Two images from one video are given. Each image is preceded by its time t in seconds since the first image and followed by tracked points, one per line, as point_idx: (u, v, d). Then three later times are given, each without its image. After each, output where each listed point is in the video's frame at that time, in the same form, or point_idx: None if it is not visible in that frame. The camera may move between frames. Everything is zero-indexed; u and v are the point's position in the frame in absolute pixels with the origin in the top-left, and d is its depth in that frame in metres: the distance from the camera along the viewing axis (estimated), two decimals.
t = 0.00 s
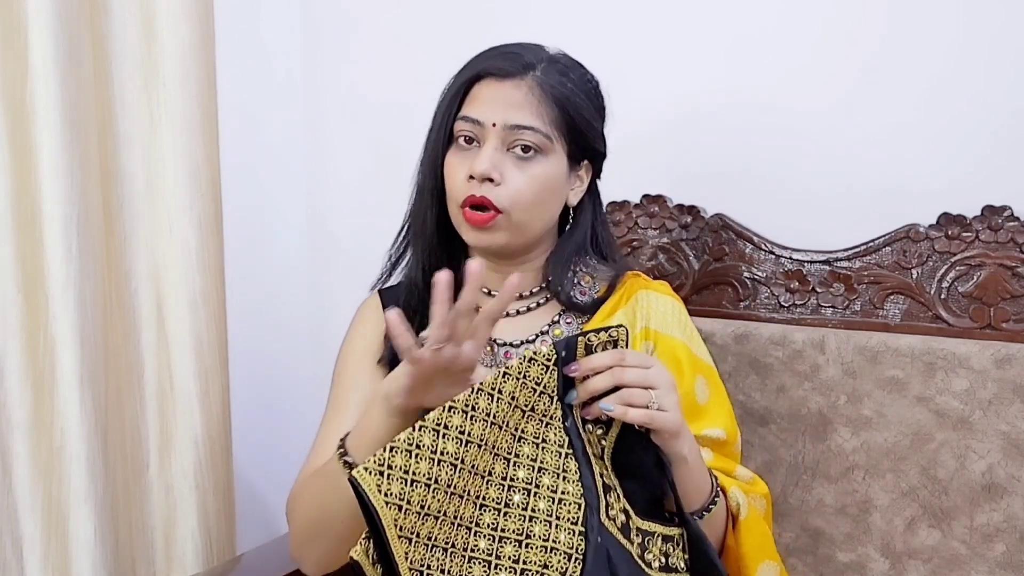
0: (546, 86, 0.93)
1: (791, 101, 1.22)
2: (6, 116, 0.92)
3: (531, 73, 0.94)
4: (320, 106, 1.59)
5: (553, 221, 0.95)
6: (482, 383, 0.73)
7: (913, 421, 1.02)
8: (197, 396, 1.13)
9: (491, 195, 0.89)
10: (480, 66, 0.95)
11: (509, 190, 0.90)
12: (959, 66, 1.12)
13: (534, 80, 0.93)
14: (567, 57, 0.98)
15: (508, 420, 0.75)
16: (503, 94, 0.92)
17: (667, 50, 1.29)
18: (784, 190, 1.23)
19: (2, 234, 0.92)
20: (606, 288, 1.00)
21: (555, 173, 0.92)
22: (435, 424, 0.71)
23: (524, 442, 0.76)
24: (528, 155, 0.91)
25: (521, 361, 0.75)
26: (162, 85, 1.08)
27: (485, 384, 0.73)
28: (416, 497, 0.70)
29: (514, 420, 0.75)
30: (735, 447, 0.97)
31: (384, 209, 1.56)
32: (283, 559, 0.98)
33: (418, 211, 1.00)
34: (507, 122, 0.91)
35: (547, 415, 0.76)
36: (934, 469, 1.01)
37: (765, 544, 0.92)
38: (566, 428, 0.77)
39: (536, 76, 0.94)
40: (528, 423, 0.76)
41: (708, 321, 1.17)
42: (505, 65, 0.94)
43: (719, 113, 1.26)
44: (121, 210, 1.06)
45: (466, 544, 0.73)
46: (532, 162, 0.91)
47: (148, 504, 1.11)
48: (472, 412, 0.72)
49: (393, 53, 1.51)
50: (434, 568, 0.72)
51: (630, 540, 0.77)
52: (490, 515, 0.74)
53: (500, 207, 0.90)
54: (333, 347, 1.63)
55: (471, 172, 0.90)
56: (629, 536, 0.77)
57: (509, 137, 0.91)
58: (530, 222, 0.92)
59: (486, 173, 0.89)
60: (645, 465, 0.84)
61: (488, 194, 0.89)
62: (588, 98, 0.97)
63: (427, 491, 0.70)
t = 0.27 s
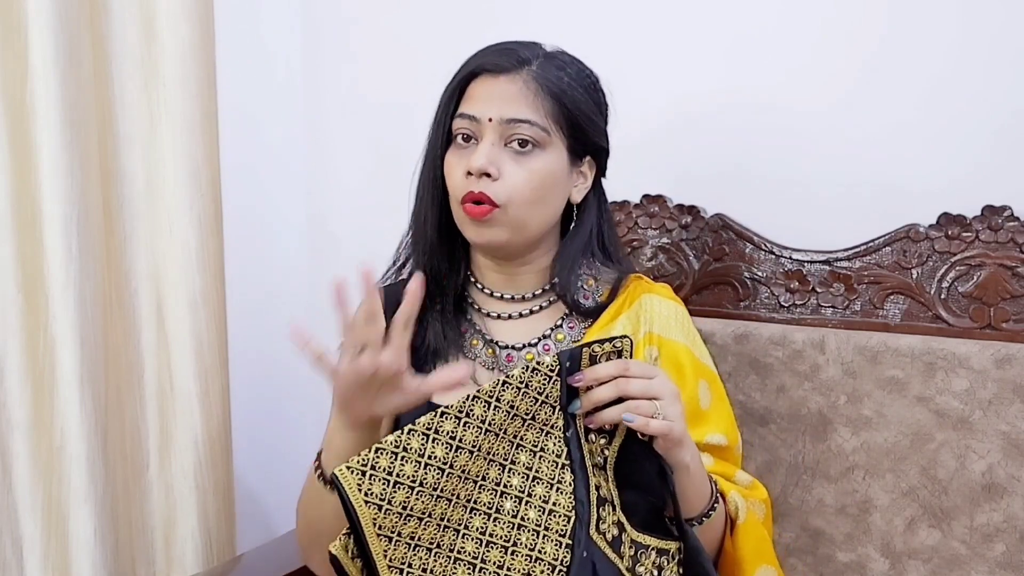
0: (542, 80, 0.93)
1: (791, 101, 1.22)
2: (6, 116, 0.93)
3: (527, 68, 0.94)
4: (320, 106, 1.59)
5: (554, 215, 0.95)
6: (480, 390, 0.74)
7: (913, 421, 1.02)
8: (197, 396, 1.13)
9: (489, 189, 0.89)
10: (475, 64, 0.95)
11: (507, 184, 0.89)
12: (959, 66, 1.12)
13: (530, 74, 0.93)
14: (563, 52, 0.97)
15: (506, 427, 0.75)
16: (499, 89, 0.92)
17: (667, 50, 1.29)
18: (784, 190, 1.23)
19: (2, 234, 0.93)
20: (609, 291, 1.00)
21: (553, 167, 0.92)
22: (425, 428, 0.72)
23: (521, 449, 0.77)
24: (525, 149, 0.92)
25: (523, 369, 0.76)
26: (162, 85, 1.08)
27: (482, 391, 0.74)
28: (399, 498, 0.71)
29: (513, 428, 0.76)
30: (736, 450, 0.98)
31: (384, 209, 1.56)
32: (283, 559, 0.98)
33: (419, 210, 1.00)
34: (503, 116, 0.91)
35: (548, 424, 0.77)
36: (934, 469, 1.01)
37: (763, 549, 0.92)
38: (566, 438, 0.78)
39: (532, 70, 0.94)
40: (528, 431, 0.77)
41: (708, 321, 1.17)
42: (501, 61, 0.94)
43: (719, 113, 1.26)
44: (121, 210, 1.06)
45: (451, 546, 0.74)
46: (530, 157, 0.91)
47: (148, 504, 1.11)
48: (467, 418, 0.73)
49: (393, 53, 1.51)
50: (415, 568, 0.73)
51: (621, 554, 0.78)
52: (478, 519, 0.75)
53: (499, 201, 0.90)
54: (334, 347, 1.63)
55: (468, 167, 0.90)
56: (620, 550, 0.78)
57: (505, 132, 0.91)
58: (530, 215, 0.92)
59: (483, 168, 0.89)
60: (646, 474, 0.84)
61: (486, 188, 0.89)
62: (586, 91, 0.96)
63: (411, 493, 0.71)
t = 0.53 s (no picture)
0: (543, 74, 0.94)
1: (791, 101, 1.22)
2: (6, 116, 0.92)
3: (526, 63, 0.95)
4: (320, 106, 1.59)
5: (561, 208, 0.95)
6: (456, 381, 0.75)
7: (913, 421, 1.02)
8: (197, 396, 1.14)
9: (501, 182, 0.90)
10: (475, 62, 0.96)
11: (519, 177, 0.90)
12: (959, 66, 1.12)
13: (530, 68, 0.94)
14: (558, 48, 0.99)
15: (485, 420, 0.75)
16: (501, 85, 0.93)
17: (667, 50, 1.29)
18: (783, 190, 1.23)
19: (2, 234, 0.92)
20: (612, 289, 1.01)
21: (561, 158, 0.93)
22: (403, 418, 0.72)
23: (503, 443, 0.76)
24: (532, 142, 0.92)
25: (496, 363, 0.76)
26: (162, 85, 1.08)
27: (459, 382, 0.75)
28: (379, 487, 0.71)
29: (493, 420, 0.76)
30: (741, 451, 0.96)
31: (384, 210, 1.56)
32: (283, 559, 0.98)
33: (424, 212, 1.00)
34: (508, 110, 0.91)
35: (528, 418, 0.76)
36: (934, 469, 1.01)
37: (764, 548, 0.91)
38: (547, 432, 0.76)
39: (532, 65, 0.94)
40: (508, 424, 0.76)
41: (708, 321, 1.17)
42: (500, 57, 0.95)
43: (719, 113, 1.26)
44: (121, 210, 1.05)
45: (435, 541, 0.74)
46: (537, 149, 0.92)
47: (148, 504, 1.11)
48: (444, 409, 0.74)
49: (393, 53, 1.51)
50: (399, 561, 0.73)
51: (607, 548, 0.75)
52: (461, 514, 0.74)
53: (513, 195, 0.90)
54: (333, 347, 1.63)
55: (479, 162, 0.90)
56: (606, 544, 0.75)
57: (512, 126, 0.92)
58: (543, 207, 0.92)
59: (494, 161, 0.89)
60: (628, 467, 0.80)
61: (499, 181, 0.90)
62: (584, 84, 0.97)
63: (391, 483, 0.72)
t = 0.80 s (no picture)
0: (539, 73, 0.95)
1: (791, 101, 1.22)
2: (6, 116, 0.92)
3: (521, 63, 0.95)
4: (321, 106, 1.59)
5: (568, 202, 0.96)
6: (460, 319, 0.73)
7: (913, 421, 1.02)
8: (197, 396, 1.14)
9: (516, 183, 0.89)
10: (470, 66, 0.95)
11: (534, 174, 0.90)
12: (959, 66, 1.12)
13: (526, 68, 0.95)
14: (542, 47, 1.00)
15: (491, 363, 0.73)
16: (501, 88, 0.93)
17: (667, 50, 1.29)
18: (783, 190, 1.23)
19: (2, 234, 0.92)
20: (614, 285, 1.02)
21: (566, 153, 0.93)
22: (407, 344, 0.70)
23: (506, 392, 0.73)
24: (538, 141, 0.92)
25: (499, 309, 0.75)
26: (162, 85, 1.08)
27: (464, 320, 0.73)
28: (381, 406, 0.67)
29: (498, 366, 0.73)
30: (745, 438, 0.97)
31: (384, 210, 1.56)
32: (283, 560, 0.98)
33: (429, 218, 0.98)
34: (512, 112, 0.91)
35: (530, 369, 0.75)
36: (934, 469, 1.01)
37: (776, 527, 0.90)
38: (546, 390, 0.75)
39: (526, 65, 0.95)
40: (512, 374, 0.74)
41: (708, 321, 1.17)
42: (496, 59, 0.95)
43: (719, 113, 1.26)
44: (121, 210, 1.05)
45: (441, 482, 0.68)
46: (544, 147, 0.92)
47: (148, 504, 1.11)
48: (449, 342, 0.71)
49: (393, 53, 1.51)
50: (401, 493, 0.66)
51: (595, 513, 0.74)
52: (467, 457, 0.70)
53: (529, 191, 0.90)
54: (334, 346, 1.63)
55: (490, 165, 0.89)
56: (594, 509, 0.74)
57: (517, 127, 0.91)
58: (555, 203, 0.93)
59: (507, 163, 0.88)
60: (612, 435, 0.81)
61: (514, 181, 0.89)
62: (575, 81, 0.99)
63: (394, 404, 0.68)
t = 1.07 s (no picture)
0: (547, 78, 0.96)
1: (790, 101, 1.22)
2: (6, 116, 0.92)
3: (528, 67, 0.96)
4: (321, 106, 1.59)
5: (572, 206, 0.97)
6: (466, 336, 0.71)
7: (913, 421, 1.02)
8: (197, 395, 1.13)
9: (526, 189, 0.89)
10: (480, 69, 0.95)
11: (543, 181, 0.90)
12: (959, 66, 1.12)
13: (533, 73, 0.95)
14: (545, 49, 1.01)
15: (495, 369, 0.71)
16: (509, 91, 0.93)
17: (667, 50, 1.29)
18: (783, 190, 1.23)
19: (2, 233, 0.92)
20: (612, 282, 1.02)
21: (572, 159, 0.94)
22: (443, 374, 0.70)
23: (513, 396, 0.73)
24: (546, 146, 0.92)
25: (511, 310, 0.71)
26: (162, 85, 1.08)
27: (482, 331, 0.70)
28: (434, 453, 0.70)
29: (500, 370, 0.72)
30: (746, 427, 0.97)
31: (384, 209, 1.56)
32: (283, 559, 0.98)
33: (433, 220, 0.98)
34: (522, 118, 0.91)
35: (525, 365, 0.73)
36: (934, 469, 1.01)
37: (786, 517, 0.90)
38: (539, 380, 0.74)
39: (534, 69, 0.96)
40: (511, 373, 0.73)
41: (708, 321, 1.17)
42: (504, 62, 0.95)
43: (718, 113, 1.26)
44: (121, 210, 1.05)
45: (480, 505, 0.71)
46: (552, 152, 0.92)
47: (148, 504, 1.11)
48: (464, 365, 0.70)
49: (393, 54, 1.51)
50: (457, 531, 0.70)
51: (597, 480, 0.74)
52: (495, 473, 0.71)
53: (538, 197, 0.90)
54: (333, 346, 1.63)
55: (502, 171, 0.89)
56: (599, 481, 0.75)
57: (526, 133, 0.91)
58: (562, 208, 0.93)
59: (520, 170, 0.88)
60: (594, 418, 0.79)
61: (525, 188, 0.89)
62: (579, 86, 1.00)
63: (441, 447, 0.70)
